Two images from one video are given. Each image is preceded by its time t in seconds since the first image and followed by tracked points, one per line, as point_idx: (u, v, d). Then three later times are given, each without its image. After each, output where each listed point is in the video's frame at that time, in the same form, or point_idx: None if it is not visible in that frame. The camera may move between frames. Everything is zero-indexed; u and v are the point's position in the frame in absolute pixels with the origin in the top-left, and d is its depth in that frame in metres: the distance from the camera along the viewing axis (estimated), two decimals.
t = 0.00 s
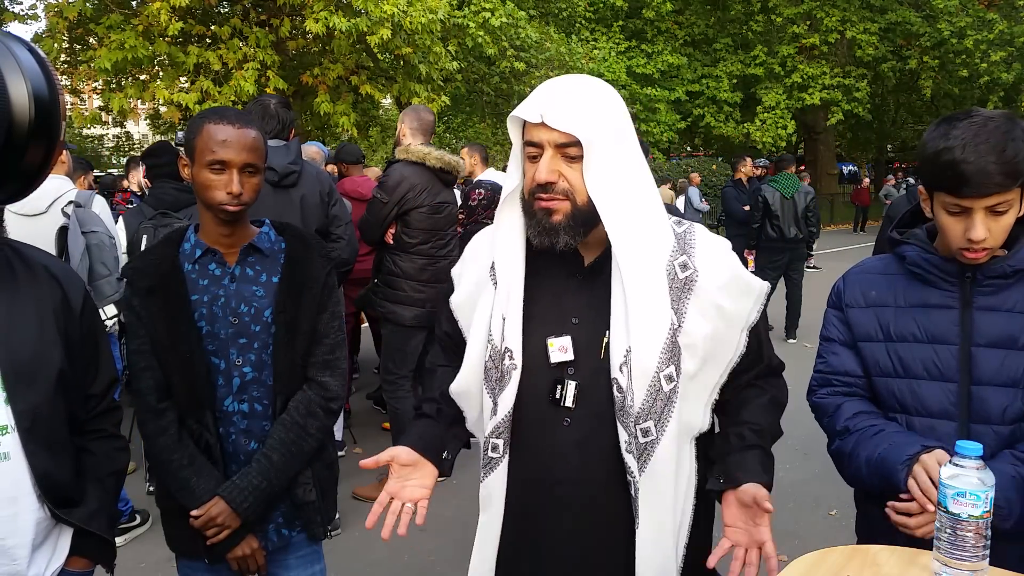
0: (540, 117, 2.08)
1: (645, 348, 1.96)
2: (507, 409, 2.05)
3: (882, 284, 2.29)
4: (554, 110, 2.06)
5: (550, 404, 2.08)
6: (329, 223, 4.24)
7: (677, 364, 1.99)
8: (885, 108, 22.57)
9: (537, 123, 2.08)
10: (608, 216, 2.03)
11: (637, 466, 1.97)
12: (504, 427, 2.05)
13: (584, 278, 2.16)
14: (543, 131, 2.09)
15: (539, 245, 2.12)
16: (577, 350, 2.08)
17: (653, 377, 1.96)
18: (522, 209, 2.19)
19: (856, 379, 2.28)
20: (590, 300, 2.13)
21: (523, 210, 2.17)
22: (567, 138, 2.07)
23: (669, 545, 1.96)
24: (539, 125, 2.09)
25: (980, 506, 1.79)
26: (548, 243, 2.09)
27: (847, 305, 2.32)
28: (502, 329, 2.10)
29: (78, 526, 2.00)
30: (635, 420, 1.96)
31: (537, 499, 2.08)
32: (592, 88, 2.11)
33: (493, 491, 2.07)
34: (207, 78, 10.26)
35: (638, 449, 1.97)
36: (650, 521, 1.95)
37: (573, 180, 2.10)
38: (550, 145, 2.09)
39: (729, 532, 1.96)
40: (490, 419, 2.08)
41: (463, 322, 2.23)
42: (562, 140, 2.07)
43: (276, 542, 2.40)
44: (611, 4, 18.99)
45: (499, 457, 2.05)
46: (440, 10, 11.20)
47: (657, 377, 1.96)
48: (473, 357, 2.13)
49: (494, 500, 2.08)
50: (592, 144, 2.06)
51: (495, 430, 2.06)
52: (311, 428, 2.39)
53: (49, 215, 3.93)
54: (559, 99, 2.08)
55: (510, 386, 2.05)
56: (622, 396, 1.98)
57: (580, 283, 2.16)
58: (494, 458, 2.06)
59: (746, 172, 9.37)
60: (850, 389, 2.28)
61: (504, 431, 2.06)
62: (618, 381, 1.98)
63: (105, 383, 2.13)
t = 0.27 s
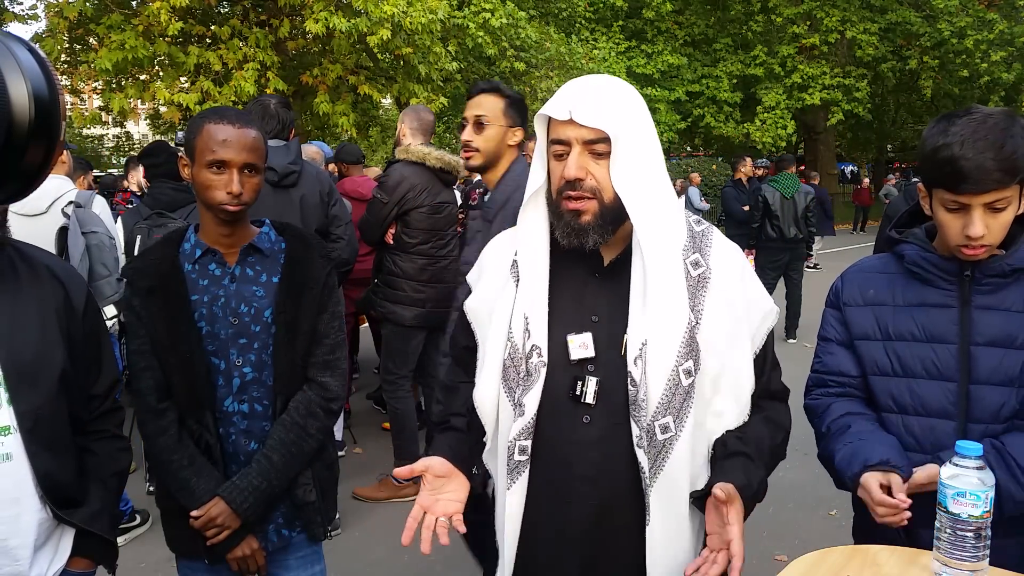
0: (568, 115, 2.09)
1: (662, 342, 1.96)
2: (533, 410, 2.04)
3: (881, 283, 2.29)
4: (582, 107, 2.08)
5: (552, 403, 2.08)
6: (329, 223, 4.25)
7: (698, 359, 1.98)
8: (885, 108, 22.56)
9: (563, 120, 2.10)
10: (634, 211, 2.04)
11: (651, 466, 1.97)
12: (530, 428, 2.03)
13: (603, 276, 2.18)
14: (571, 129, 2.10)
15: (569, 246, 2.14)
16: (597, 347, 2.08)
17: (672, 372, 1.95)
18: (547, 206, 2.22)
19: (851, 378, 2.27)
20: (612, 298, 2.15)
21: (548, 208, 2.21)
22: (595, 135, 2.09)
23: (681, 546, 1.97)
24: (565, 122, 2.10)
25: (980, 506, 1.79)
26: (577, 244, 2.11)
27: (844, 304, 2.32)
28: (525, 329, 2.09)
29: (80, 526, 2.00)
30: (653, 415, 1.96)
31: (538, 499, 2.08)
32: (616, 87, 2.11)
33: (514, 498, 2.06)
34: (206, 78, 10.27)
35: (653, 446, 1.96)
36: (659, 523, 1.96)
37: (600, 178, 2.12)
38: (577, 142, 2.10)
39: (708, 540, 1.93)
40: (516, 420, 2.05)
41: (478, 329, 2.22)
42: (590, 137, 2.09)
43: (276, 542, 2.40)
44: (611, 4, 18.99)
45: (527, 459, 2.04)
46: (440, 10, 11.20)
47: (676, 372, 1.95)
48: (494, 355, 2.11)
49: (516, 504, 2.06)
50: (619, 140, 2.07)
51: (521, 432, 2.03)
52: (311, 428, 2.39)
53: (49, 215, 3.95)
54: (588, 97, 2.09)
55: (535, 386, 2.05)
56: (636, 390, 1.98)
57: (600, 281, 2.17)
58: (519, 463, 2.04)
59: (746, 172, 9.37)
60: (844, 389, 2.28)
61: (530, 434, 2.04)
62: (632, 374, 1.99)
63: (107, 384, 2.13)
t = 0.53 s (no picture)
0: (573, 116, 2.11)
1: (666, 343, 1.98)
2: (536, 409, 2.05)
3: (882, 279, 2.28)
4: (586, 109, 2.09)
5: (552, 403, 2.09)
6: (328, 223, 4.24)
7: (700, 362, 2.00)
8: (885, 108, 22.55)
9: (569, 121, 2.11)
10: (637, 210, 2.05)
11: (658, 462, 1.98)
12: (531, 428, 2.05)
13: (605, 277, 2.18)
14: (574, 130, 2.11)
15: (570, 247, 2.14)
16: (600, 347, 2.09)
17: (674, 373, 1.98)
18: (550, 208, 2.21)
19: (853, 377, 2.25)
20: (614, 300, 2.15)
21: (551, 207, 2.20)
22: (599, 136, 2.10)
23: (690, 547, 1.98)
24: (570, 123, 2.12)
25: (980, 506, 1.79)
26: (579, 243, 2.11)
27: (846, 300, 2.31)
28: (529, 329, 2.10)
29: (82, 527, 2.00)
30: (655, 417, 1.97)
31: (539, 499, 2.08)
32: (622, 91, 2.12)
33: (517, 498, 2.07)
34: (206, 78, 10.27)
35: (658, 447, 1.98)
36: (671, 523, 1.97)
37: (603, 179, 2.12)
38: (582, 143, 2.11)
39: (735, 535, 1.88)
40: (517, 420, 2.07)
41: (483, 330, 2.22)
42: (593, 138, 2.10)
43: (276, 542, 2.40)
44: (611, 5, 18.99)
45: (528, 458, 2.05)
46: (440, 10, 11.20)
47: (678, 373, 1.97)
48: (498, 356, 2.11)
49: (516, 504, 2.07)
50: (623, 143, 2.07)
51: (523, 432, 2.05)
52: (311, 429, 2.39)
53: (49, 215, 3.98)
54: (590, 97, 2.11)
55: (537, 386, 2.06)
56: (644, 391, 1.99)
57: (603, 282, 2.18)
58: (521, 461, 2.05)
59: (746, 172, 9.37)
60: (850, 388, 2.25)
61: (532, 433, 2.05)
62: (641, 376, 1.99)
63: (109, 384, 2.13)
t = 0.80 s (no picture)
0: (548, 112, 2.15)
1: (646, 345, 1.98)
2: (521, 406, 2.08)
3: (882, 282, 2.29)
4: (561, 105, 2.13)
5: (551, 403, 2.08)
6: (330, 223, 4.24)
7: (685, 362, 2.00)
8: (885, 108, 22.55)
9: (545, 117, 2.15)
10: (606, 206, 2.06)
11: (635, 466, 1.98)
12: (517, 424, 2.08)
13: (593, 277, 2.20)
14: (552, 124, 2.15)
15: (546, 245, 2.17)
16: (584, 347, 2.11)
17: (656, 373, 1.98)
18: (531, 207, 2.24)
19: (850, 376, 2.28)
20: (598, 301, 2.16)
21: (534, 206, 2.22)
22: (576, 131, 2.14)
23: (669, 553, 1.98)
24: (547, 119, 2.16)
25: (980, 507, 1.78)
26: (553, 243, 2.14)
27: (846, 301, 2.31)
28: (516, 327, 2.13)
29: (84, 527, 2.00)
30: (637, 416, 1.97)
31: (542, 498, 2.08)
32: (604, 90, 2.15)
33: (506, 491, 2.08)
34: (206, 78, 10.26)
35: (638, 446, 1.98)
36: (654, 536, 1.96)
37: (577, 174, 2.14)
38: (558, 137, 2.14)
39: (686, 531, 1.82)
40: (505, 417, 2.10)
41: (468, 329, 2.25)
42: (570, 132, 2.13)
43: (276, 542, 2.40)
44: (611, 5, 19.00)
45: (515, 455, 2.07)
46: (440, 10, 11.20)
47: (660, 373, 1.98)
48: (485, 354, 2.14)
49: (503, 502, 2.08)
50: (595, 139, 2.08)
51: (510, 427, 2.08)
52: (311, 429, 2.39)
53: (49, 215, 3.97)
54: (567, 95, 2.14)
55: (523, 383, 2.08)
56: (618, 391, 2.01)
57: (589, 282, 2.20)
58: (508, 457, 2.08)
59: (746, 172, 9.37)
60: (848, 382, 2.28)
61: (518, 429, 2.08)
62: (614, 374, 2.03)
63: (111, 384, 2.13)
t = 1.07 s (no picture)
0: (519, 110, 2.16)
1: (609, 343, 1.97)
2: (492, 406, 2.07)
3: (885, 281, 2.29)
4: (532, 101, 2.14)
5: (549, 403, 2.09)
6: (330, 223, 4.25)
7: (648, 361, 1.97)
8: (884, 109, 22.57)
9: (516, 113, 2.16)
10: (573, 197, 2.07)
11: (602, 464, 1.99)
12: (488, 423, 2.08)
13: (565, 278, 2.19)
14: (523, 121, 2.15)
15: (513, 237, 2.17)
16: (552, 348, 2.11)
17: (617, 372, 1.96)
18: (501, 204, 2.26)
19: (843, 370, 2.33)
20: (569, 301, 2.16)
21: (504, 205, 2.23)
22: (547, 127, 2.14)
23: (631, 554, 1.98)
24: (518, 115, 2.17)
25: (978, 506, 1.79)
26: (519, 233, 2.13)
27: (847, 300, 2.33)
28: (488, 327, 2.12)
29: (85, 527, 2.00)
30: (599, 415, 1.96)
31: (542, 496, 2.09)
32: (573, 89, 2.15)
33: (478, 488, 2.09)
34: (207, 78, 10.27)
35: (603, 444, 1.98)
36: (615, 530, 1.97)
37: (546, 168, 2.16)
38: (528, 132, 2.15)
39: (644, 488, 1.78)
40: (476, 416, 2.09)
41: (449, 327, 2.21)
42: (541, 127, 2.14)
43: (276, 542, 2.41)
44: (611, 6, 19.01)
45: (486, 454, 2.08)
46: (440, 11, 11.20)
47: (621, 372, 1.96)
48: (458, 353, 2.11)
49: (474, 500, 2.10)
50: (567, 138, 2.10)
51: (482, 427, 2.07)
52: (312, 429, 2.39)
53: (50, 215, 3.98)
54: (539, 93, 2.15)
55: (495, 382, 2.08)
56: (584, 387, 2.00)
57: (561, 284, 2.19)
58: (479, 456, 2.07)
59: (746, 173, 9.39)
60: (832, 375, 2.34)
61: (489, 428, 2.08)
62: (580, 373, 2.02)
63: (113, 384, 2.14)
